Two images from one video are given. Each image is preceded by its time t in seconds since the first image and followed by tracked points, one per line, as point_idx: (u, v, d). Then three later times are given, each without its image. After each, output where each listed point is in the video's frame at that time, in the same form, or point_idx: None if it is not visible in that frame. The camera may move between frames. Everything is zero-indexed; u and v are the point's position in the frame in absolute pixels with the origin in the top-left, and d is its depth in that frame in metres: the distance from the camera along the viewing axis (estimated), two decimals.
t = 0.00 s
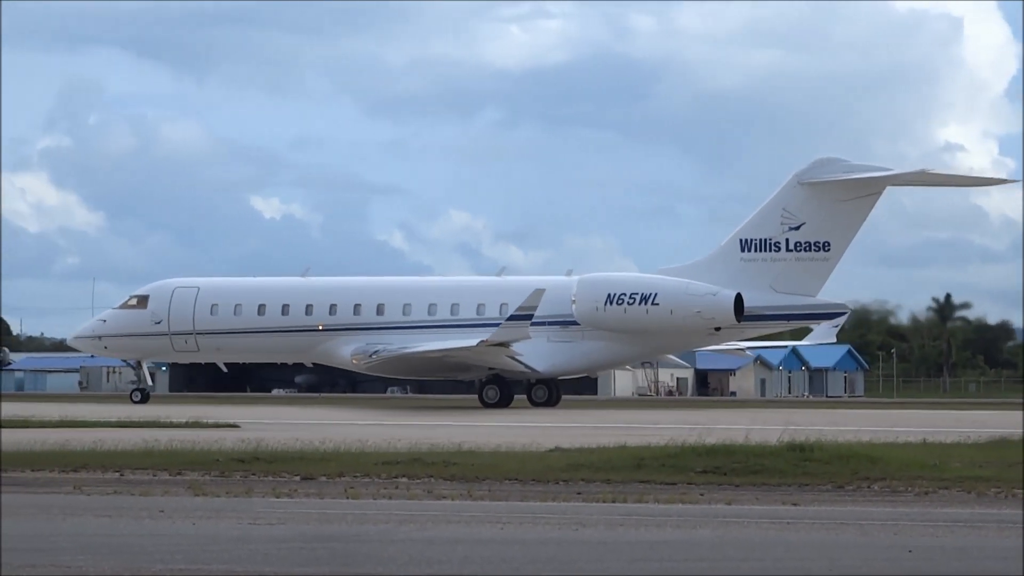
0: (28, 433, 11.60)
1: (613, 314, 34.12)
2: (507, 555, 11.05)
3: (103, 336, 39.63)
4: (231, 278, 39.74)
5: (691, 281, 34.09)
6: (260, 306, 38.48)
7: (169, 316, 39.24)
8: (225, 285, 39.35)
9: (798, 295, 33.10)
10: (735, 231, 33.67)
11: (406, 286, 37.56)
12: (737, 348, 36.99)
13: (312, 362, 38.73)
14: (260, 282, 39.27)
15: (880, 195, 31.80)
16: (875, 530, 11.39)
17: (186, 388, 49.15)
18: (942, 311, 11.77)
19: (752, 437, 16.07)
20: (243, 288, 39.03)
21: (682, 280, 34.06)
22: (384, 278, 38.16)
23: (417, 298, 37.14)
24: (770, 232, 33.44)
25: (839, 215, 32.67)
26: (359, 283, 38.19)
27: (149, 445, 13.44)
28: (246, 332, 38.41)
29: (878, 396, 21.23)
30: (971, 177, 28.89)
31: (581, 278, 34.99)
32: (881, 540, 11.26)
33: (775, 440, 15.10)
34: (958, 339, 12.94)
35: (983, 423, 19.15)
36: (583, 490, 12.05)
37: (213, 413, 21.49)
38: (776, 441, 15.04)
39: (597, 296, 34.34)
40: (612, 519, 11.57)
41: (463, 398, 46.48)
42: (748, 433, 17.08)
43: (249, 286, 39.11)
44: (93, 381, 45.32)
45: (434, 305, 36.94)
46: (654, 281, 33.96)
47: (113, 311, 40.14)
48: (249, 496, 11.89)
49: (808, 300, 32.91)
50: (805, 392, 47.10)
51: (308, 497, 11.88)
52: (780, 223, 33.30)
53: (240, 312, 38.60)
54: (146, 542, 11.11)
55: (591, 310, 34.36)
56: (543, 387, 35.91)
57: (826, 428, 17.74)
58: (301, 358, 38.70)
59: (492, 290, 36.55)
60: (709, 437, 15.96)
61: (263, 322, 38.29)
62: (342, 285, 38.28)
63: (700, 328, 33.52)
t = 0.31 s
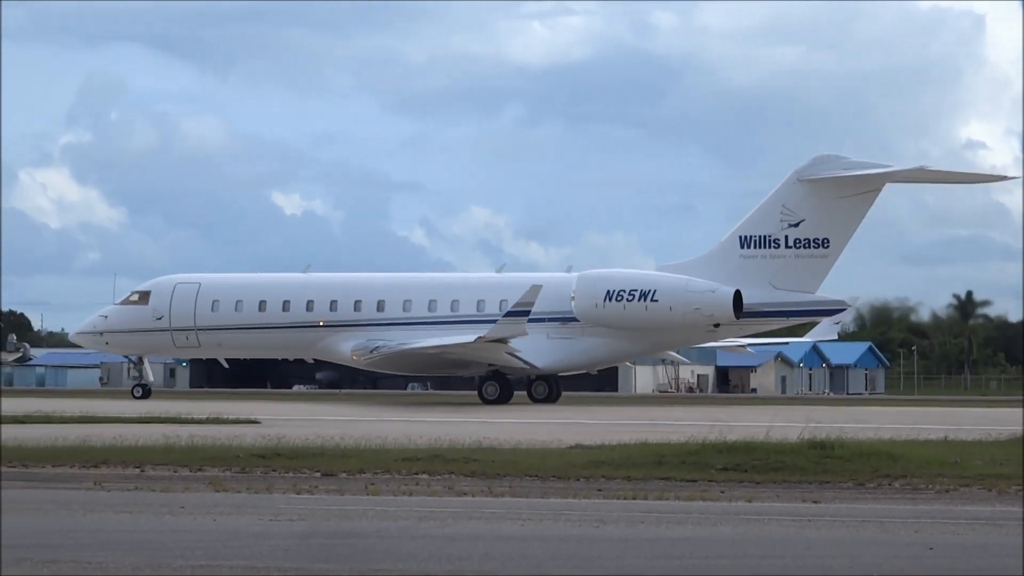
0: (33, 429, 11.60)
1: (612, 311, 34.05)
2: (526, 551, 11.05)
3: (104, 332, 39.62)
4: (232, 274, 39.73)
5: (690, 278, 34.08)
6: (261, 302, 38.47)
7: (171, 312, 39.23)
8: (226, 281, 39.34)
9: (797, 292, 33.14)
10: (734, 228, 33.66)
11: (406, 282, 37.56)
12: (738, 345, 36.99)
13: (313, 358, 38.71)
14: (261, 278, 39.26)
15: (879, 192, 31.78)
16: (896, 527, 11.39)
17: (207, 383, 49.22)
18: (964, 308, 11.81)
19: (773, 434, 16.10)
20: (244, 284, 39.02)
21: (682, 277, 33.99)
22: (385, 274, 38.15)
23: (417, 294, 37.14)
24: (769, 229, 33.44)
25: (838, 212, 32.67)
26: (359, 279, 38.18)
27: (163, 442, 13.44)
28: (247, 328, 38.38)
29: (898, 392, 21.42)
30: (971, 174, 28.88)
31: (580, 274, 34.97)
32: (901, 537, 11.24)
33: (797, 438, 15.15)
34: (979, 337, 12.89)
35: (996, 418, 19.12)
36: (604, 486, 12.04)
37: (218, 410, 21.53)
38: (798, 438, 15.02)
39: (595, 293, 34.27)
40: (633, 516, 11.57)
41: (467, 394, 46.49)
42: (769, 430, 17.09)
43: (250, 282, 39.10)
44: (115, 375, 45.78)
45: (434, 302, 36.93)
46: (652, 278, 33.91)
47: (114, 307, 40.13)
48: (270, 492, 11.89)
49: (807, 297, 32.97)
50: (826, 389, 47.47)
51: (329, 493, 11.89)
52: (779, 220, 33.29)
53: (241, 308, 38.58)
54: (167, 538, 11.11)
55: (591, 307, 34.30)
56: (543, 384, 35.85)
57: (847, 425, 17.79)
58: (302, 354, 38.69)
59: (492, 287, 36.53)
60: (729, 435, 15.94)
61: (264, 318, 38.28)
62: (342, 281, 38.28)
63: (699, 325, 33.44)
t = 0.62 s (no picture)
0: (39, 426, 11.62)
1: (612, 308, 34.03)
2: (550, 549, 11.03)
3: (106, 329, 39.66)
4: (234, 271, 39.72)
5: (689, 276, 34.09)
6: (263, 300, 38.48)
7: (173, 309, 39.24)
8: (228, 278, 39.33)
9: (796, 290, 33.11)
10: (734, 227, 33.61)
11: (407, 280, 37.54)
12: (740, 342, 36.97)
13: (314, 356, 38.70)
14: (262, 275, 39.24)
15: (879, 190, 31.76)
16: (921, 526, 11.38)
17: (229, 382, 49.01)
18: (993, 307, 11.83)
19: (797, 432, 16.06)
20: (246, 281, 39.02)
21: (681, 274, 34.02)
22: (385, 271, 38.13)
23: (418, 292, 37.13)
24: (769, 228, 33.40)
25: (838, 210, 32.65)
26: (360, 276, 38.16)
27: (189, 439, 13.53)
28: (248, 326, 38.39)
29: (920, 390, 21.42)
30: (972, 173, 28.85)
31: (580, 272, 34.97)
32: (926, 536, 11.22)
33: (823, 436, 15.10)
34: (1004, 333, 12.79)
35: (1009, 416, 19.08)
36: (628, 484, 12.07)
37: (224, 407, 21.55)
38: (822, 436, 14.99)
39: (595, 291, 34.26)
40: (657, 514, 11.58)
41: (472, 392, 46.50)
42: (793, 427, 17.10)
43: (252, 279, 39.09)
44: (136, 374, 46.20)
45: (434, 299, 36.93)
46: (651, 276, 33.88)
47: (117, 304, 40.13)
48: (294, 490, 11.90)
49: (806, 295, 32.96)
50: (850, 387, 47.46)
51: (353, 491, 11.91)
52: (779, 218, 33.27)
53: (243, 305, 38.59)
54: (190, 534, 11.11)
55: (590, 305, 34.30)
56: (544, 382, 35.82)
57: (870, 424, 17.78)
58: (304, 351, 38.69)
59: (493, 284, 36.52)
60: (753, 433, 15.95)
61: (266, 315, 38.29)
62: (344, 278, 38.27)
63: (698, 323, 33.44)
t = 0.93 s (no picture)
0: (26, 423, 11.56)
1: (606, 307, 34.09)
2: (569, 548, 10.98)
3: (103, 327, 39.48)
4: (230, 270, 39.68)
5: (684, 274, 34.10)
6: (259, 298, 38.47)
7: (169, 308, 39.18)
8: (224, 276, 39.30)
9: (789, 289, 33.07)
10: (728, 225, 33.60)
11: (402, 278, 37.54)
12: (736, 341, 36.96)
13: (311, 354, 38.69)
14: (258, 273, 39.21)
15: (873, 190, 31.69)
16: (937, 524, 11.37)
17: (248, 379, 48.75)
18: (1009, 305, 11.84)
19: (814, 432, 15.95)
20: (242, 279, 39.00)
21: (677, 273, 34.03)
22: (381, 270, 38.14)
23: (413, 290, 37.12)
24: (763, 226, 33.38)
25: (832, 209, 32.60)
26: (355, 275, 38.18)
27: (203, 437, 13.59)
28: (244, 324, 38.38)
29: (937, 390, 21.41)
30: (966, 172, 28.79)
31: (574, 270, 34.98)
32: (943, 535, 11.20)
33: (840, 434, 15.02)
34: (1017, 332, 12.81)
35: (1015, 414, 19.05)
36: (644, 483, 12.12)
37: (215, 405, 21.52)
38: (839, 435, 14.99)
39: (590, 289, 34.29)
40: (673, 513, 11.59)
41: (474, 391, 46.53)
42: (809, 426, 17.10)
43: (247, 277, 39.04)
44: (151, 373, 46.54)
45: (429, 298, 36.92)
46: (645, 275, 33.88)
47: (113, 302, 40.03)
48: (310, 488, 11.92)
49: (799, 293, 32.91)
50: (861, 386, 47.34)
51: (369, 489, 11.93)
52: (773, 217, 33.25)
53: (239, 304, 38.56)
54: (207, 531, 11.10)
55: (585, 304, 34.33)
56: (540, 380, 35.84)
57: (889, 423, 17.70)
58: (300, 350, 38.67)
59: (488, 283, 36.55)
60: (769, 432, 15.96)
61: (262, 314, 38.28)
62: (339, 277, 38.27)
63: (692, 322, 33.44)
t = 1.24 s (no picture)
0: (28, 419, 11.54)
1: (603, 305, 34.03)
2: (592, 545, 10.94)
3: (102, 324, 39.36)
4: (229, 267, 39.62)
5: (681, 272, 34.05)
6: (257, 295, 38.43)
7: (168, 305, 39.14)
8: (223, 274, 39.24)
9: (785, 287, 33.03)
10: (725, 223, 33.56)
11: (401, 276, 37.51)
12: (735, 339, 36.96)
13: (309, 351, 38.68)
14: (256, 270, 39.14)
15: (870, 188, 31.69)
16: (958, 523, 11.35)
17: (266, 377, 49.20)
18: None
19: (834, 430, 15.99)
20: (240, 276, 38.94)
21: (673, 271, 33.99)
22: (379, 267, 38.11)
23: (411, 288, 37.10)
24: (760, 224, 33.34)
25: (829, 207, 32.58)
26: (354, 272, 38.20)
27: (223, 436, 13.71)
28: (243, 321, 38.35)
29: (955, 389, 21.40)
30: (964, 171, 28.74)
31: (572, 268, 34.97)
32: (964, 534, 11.16)
33: (864, 434, 15.07)
34: None
35: None
36: (664, 482, 12.16)
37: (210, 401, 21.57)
38: (860, 434, 15.02)
39: (587, 286, 34.26)
40: (693, 511, 11.60)
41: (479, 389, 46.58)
42: (829, 424, 17.12)
43: (246, 275, 38.97)
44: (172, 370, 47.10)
45: (427, 296, 36.91)
46: (642, 273, 33.84)
47: (112, 299, 39.96)
48: (330, 486, 11.94)
49: (796, 292, 32.87)
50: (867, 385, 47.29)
51: (389, 487, 11.97)
52: (770, 215, 33.21)
53: (237, 301, 38.51)
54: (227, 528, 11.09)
55: (581, 301, 34.32)
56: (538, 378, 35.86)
57: (911, 423, 17.68)
58: (299, 347, 38.66)
59: (486, 281, 36.57)
60: (789, 430, 15.99)
61: (260, 311, 38.23)
62: (338, 274, 38.24)
63: (689, 319, 33.44)
